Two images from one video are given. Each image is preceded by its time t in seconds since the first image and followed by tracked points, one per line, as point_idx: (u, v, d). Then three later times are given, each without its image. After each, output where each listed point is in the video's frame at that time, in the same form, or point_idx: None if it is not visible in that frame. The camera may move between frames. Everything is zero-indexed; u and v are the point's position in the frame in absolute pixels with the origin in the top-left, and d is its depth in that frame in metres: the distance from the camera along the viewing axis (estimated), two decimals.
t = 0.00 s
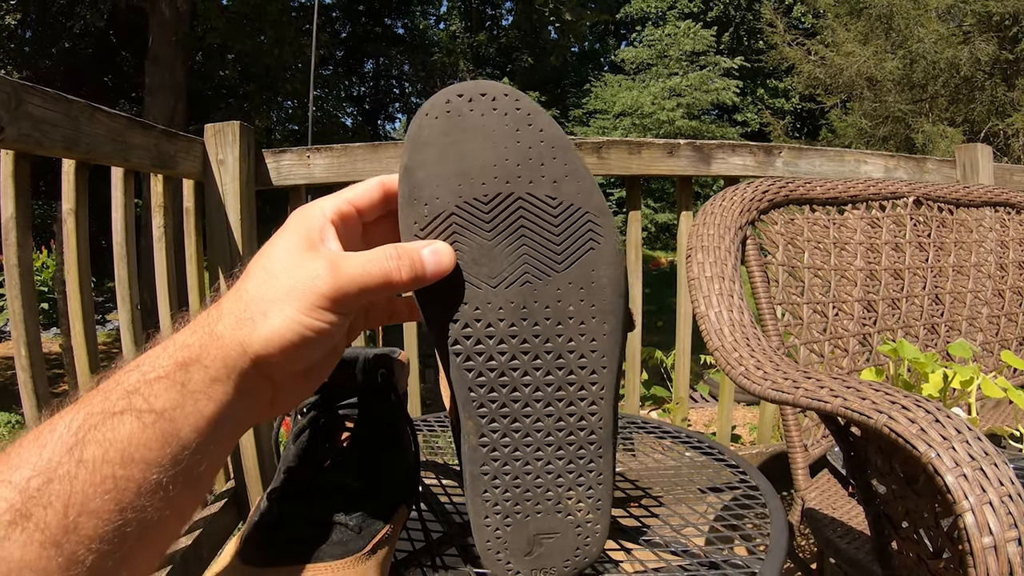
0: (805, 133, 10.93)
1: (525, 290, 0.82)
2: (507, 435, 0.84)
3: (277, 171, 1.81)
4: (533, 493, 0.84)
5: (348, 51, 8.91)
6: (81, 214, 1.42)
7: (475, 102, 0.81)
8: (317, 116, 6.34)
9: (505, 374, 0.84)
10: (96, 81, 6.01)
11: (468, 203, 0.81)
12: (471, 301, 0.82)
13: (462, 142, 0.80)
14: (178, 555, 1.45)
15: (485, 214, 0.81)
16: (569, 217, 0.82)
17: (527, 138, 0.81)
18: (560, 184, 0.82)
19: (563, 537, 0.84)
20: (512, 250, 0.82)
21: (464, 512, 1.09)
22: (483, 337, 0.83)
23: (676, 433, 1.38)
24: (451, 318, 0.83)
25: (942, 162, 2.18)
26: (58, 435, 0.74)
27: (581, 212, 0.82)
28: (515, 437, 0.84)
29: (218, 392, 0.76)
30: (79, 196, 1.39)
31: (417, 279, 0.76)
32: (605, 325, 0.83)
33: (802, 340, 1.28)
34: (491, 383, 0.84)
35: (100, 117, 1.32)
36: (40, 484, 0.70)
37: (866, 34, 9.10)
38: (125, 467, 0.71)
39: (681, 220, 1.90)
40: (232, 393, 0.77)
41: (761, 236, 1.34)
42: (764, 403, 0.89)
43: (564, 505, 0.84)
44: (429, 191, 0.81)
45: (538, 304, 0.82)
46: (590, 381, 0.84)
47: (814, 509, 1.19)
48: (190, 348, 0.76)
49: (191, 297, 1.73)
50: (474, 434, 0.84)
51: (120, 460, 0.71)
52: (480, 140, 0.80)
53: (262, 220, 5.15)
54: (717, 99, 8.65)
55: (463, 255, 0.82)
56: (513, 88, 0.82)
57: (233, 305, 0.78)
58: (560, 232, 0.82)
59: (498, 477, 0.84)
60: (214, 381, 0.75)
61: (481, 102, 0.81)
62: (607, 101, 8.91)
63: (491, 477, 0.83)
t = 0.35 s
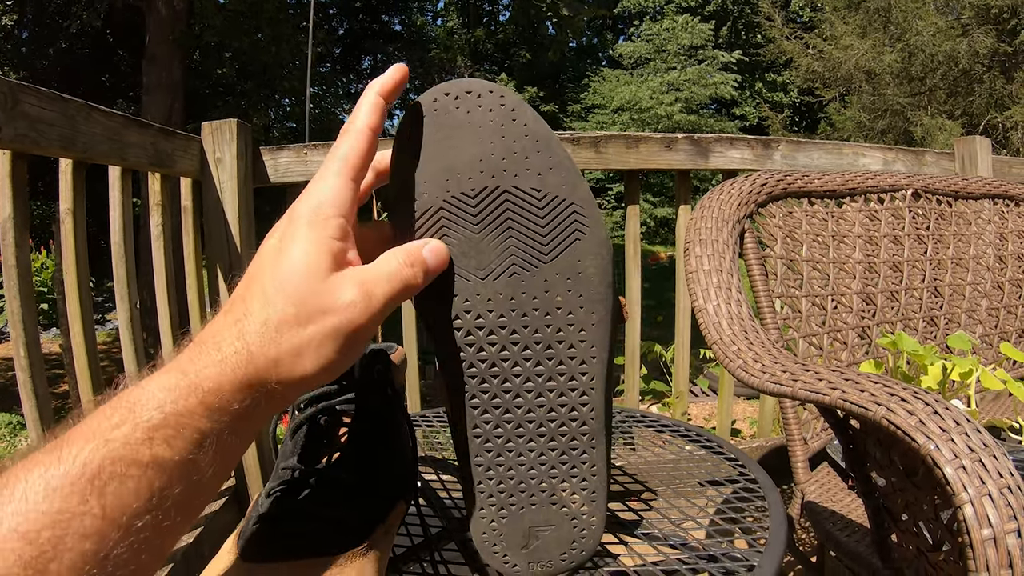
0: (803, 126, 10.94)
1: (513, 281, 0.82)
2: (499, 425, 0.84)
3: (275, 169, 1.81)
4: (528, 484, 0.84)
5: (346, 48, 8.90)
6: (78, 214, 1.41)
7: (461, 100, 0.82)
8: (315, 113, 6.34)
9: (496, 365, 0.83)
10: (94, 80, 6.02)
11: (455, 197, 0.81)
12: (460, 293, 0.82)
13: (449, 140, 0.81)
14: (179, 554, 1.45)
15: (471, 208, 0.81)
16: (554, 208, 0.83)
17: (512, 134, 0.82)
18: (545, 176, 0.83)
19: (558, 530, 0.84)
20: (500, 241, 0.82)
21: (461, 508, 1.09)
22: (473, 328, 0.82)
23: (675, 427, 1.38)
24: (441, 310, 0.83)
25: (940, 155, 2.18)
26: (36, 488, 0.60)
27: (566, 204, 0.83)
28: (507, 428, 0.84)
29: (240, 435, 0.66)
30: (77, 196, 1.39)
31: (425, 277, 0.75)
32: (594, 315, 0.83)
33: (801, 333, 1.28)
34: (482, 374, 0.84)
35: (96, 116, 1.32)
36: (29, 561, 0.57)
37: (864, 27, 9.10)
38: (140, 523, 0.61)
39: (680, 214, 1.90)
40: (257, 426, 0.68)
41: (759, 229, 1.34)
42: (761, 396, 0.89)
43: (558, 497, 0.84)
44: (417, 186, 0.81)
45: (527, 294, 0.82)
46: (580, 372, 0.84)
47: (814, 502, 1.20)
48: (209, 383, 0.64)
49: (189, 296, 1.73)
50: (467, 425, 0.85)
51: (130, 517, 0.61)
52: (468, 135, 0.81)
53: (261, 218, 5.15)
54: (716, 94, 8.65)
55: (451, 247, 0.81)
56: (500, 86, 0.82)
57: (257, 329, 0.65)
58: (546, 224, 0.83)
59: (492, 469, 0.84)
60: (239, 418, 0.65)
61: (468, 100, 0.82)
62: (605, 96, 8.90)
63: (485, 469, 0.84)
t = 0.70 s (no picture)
0: (803, 120, 10.94)
1: (522, 280, 0.83)
2: (504, 422, 0.85)
3: (275, 168, 1.82)
4: (530, 480, 0.85)
5: (345, 44, 8.89)
6: (79, 214, 1.42)
7: (472, 100, 0.81)
8: (315, 111, 6.34)
9: (502, 362, 0.85)
10: (93, 79, 6.02)
11: (466, 197, 0.82)
12: (469, 291, 0.83)
13: (459, 140, 0.81)
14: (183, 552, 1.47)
15: (482, 208, 0.82)
16: (563, 210, 0.83)
17: (522, 135, 0.81)
18: (555, 178, 0.83)
19: (560, 525, 0.85)
20: (509, 240, 0.82)
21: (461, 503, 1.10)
22: (480, 326, 0.84)
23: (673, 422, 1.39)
24: (450, 308, 0.84)
25: (939, 149, 2.18)
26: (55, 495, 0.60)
27: (575, 205, 0.83)
28: (511, 425, 0.85)
29: (256, 445, 0.67)
30: (78, 196, 1.40)
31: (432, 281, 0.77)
32: (599, 314, 0.84)
33: (800, 329, 1.29)
34: (488, 370, 0.85)
35: (96, 118, 1.32)
36: (48, 568, 0.58)
37: (863, 21, 9.10)
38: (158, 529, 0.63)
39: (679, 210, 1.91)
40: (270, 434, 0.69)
41: (757, 225, 1.34)
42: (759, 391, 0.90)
43: (561, 492, 0.85)
44: (429, 186, 0.82)
45: (534, 294, 0.83)
46: (585, 370, 0.85)
47: (812, 497, 1.21)
48: (232, 396, 0.64)
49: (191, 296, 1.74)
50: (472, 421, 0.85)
51: (148, 527, 0.62)
52: (477, 136, 0.81)
53: (262, 216, 5.16)
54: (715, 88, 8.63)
55: (461, 246, 0.82)
56: (510, 85, 0.82)
57: (279, 343, 0.65)
58: (555, 225, 0.83)
59: (497, 465, 0.86)
60: (256, 428, 0.67)
61: (479, 99, 0.81)
62: (605, 91, 8.89)
63: (489, 464, 0.85)
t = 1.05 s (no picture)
0: (804, 115, 10.93)
1: (517, 278, 0.83)
2: (501, 418, 0.86)
3: (275, 166, 1.82)
4: (527, 475, 0.86)
5: (345, 42, 8.87)
6: (82, 214, 1.42)
7: (470, 94, 0.82)
8: (315, 108, 6.34)
9: (497, 359, 0.86)
10: (93, 79, 6.01)
11: (461, 192, 0.83)
12: (465, 288, 0.84)
13: (455, 135, 0.82)
14: (187, 549, 1.48)
15: (477, 204, 0.82)
16: (559, 207, 0.83)
17: (519, 130, 0.81)
18: (551, 174, 0.83)
19: (556, 521, 0.86)
20: (504, 237, 0.83)
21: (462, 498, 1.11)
22: (477, 323, 0.84)
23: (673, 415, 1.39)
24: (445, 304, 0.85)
25: (939, 144, 2.18)
26: (62, 440, 0.75)
27: (572, 202, 0.83)
28: (508, 421, 0.86)
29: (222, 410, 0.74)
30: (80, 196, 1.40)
31: (415, 271, 0.79)
32: (596, 313, 0.84)
33: (799, 323, 1.30)
34: (484, 367, 0.86)
35: (97, 118, 1.33)
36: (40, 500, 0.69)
37: (863, 16, 9.08)
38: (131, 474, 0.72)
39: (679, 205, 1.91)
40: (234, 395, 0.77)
41: (756, 220, 1.35)
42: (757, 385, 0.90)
43: (557, 489, 0.85)
44: (425, 181, 0.83)
45: (530, 292, 0.83)
46: (581, 369, 0.85)
47: (813, 491, 1.21)
48: (195, 352, 0.76)
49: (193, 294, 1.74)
50: (469, 416, 0.87)
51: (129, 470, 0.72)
52: (474, 132, 0.81)
53: (262, 215, 5.17)
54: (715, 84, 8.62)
55: (456, 243, 0.83)
56: (509, 80, 0.82)
57: (238, 307, 0.77)
58: (551, 221, 0.83)
59: (493, 460, 0.86)
60: (216, 383, 0.75)
61: (476, 94, 0.82)
62: (605, 87, 8.88)
63: (485, 459, 0.86)
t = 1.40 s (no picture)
0: (807, 108, 10.90)
1: (521, 248, 0.84)
2: (508, 388, 0.87)
3: (280, 155, 1.82)
4: (535, 447, 0.87)
5: (346, 37, 8.85)
6: (87, 203, 1.43)
7: (472, 68, 0.82)
8: (317, 103, 6.34)
9: (504, 330, 0.86)
10: (94, 75, 6.01)
11: (465, 164, 0.83)
12: (470, 258, 0.85)
13: (458, 108, 0.82)
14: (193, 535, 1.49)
15: (481, 176, 0.83)
16: (562, 175, 0.82)
17: (521, 101, 0.81)
18: (553, 143, 0.82)
19: (565, 493, 0.87)
20: (507, 207, 0.83)
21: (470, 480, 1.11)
22: (483, 293, 0.85)
23: (680, 399, 1.41)
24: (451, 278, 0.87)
25: (943, 133, 2.18)
26: (69, 394, 0.76)
27: (574, 170, 0.82)
28: (515, 392, 0.87)
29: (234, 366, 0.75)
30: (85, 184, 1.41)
31: (409, 262, 0.81)
32: (601, 283, 0.84)
33: (804, 308, 1.30)
34: (491, 338, 0.87)
35: (103, 106, 1.33)
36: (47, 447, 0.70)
37: (866, 8, 9.05)
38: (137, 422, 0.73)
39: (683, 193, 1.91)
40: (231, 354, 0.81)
41: (761, 206, 1.35)
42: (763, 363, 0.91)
43: (565, 461, 0.86)
44: (430, 154, 0.83)
45: (534, 261, 0.84)
46: (587, 339, 0.85)
47: (819, 473, 1.22)
48: (195, 313, 0.81)
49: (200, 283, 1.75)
50: (478, 387, 0.88)
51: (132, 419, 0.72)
52: (477, 104, 0.82)
53: (265, 209, 5.17)
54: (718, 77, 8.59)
55: (461, 214, 0.84)
56: (510, 52, 0.82)
57: (238, 274, 0.82)
58: (553, 190, 0.82)
59: (502, 431, 0.88)
60: (215, 341, 0.80)
61: (478, 66, 0.82)
62: (607, 81, 8.86)
63: (493, 430, 0.87)
